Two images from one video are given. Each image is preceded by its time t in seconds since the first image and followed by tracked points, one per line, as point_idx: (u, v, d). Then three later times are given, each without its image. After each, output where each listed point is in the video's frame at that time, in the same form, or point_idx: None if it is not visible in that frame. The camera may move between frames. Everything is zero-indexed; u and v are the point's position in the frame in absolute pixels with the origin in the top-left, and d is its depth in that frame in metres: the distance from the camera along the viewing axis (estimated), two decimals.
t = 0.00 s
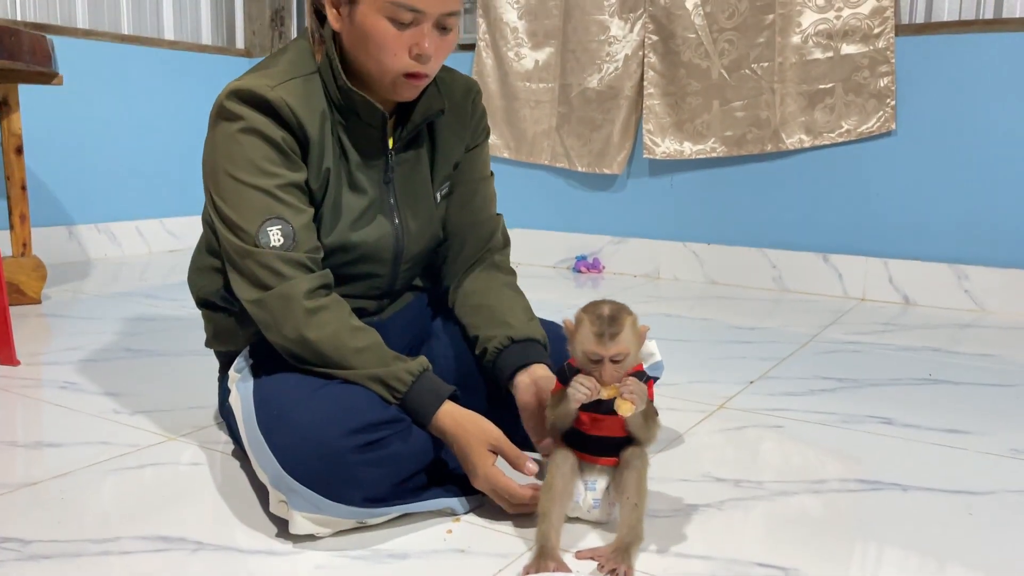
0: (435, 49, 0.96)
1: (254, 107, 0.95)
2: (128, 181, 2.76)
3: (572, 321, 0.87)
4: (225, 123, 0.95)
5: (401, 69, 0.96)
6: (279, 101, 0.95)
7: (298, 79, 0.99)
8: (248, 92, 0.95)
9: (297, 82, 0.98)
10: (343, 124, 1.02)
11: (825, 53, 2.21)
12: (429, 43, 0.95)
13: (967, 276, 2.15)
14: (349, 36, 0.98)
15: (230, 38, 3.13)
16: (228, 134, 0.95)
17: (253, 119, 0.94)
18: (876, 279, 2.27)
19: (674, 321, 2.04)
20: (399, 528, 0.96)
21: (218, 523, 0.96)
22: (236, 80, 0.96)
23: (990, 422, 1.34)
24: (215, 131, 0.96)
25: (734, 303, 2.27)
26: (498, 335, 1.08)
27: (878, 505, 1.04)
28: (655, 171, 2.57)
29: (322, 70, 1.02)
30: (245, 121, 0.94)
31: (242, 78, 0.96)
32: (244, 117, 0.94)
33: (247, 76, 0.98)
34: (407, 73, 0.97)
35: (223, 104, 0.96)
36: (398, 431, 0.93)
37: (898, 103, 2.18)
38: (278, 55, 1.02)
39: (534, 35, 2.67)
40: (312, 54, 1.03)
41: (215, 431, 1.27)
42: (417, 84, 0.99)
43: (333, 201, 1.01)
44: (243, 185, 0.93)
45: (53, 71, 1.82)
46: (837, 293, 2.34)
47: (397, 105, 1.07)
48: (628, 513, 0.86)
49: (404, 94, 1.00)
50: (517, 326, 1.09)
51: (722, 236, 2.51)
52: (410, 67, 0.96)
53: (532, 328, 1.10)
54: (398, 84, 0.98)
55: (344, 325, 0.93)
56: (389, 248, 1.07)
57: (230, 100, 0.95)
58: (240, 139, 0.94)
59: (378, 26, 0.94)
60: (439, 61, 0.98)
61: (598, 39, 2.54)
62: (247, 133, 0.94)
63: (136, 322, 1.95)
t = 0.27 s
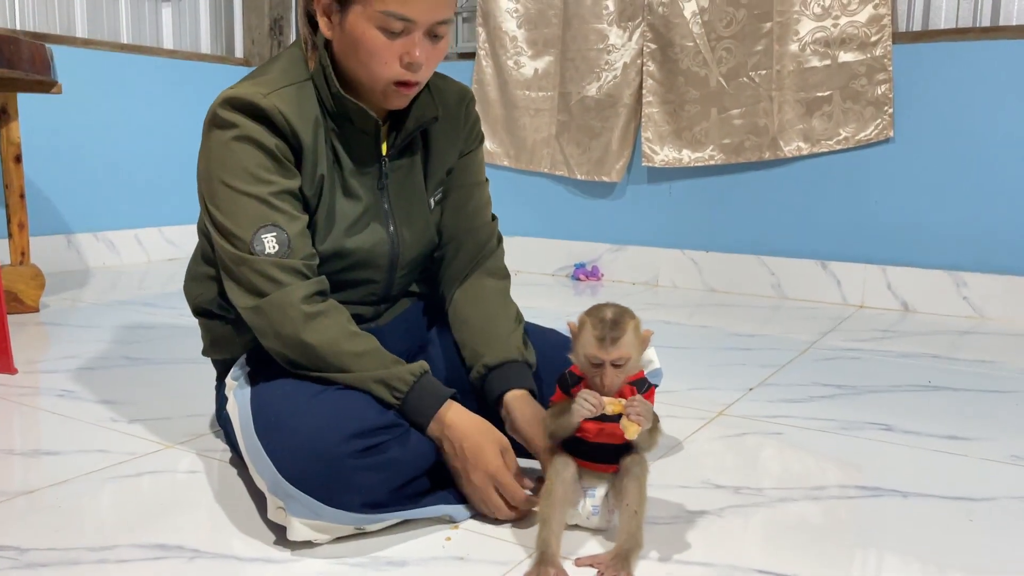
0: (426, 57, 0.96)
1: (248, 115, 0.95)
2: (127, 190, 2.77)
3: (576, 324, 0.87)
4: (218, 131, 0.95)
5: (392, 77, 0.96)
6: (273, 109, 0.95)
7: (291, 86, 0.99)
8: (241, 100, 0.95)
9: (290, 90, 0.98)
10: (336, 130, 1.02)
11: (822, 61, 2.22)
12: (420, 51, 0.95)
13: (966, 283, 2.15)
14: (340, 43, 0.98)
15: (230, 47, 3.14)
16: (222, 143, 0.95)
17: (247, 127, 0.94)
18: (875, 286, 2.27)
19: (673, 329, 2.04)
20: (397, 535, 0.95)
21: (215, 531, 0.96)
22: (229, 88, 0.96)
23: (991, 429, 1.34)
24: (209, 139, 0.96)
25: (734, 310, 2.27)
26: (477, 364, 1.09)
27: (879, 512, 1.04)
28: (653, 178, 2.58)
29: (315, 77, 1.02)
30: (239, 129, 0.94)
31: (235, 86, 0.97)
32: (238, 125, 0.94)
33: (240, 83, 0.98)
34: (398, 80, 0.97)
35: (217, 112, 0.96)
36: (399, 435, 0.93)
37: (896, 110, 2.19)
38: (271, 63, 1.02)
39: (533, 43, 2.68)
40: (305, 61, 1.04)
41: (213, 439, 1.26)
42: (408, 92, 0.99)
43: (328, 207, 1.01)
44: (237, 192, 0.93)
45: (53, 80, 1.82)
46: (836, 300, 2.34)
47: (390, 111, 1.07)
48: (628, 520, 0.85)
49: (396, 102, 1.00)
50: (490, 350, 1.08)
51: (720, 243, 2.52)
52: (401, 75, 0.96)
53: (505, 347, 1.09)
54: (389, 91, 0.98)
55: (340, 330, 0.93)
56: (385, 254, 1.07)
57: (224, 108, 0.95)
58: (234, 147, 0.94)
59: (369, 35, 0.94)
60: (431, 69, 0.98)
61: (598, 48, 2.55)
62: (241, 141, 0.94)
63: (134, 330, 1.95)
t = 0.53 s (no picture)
0: (418, 63, 0.96)
1: (242, 122, 0.95)
2: (125, 198, 2.77)
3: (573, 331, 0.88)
4: (213, 138, 0.95)
5: (384, 83, 0.96)
6: (266, 115, 0.95)
7: (285, 93, 0.99)
8: (235, 108, 0.95)
9: (284, 96, 0.98)
10: (331, 136, 1.02)
11: (819, 68, 2.23)
12: (412, 57, 0.95)
13: (964, 289, 2.15)
14: (333, 50, 0.98)
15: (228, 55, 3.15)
16: (216, 150, 0.95)
17: (240, 134, 0.94)
18: (873, 292, 2.28)
19: (672, 335, 2.04)
20: (396, 543, 0.95)
21: (213, 539, 0.96)
22: (223, 95, 0.97)
23: (990, 434, 1.33)
24: (204, 147, 0.96)
25: (732, 317, 2.28)
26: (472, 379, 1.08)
27: (879, 518, 1.04)
28: (652, 185, 2.58)
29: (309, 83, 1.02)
30: (233, 136, 0.94)
31: (229, 93, 0.97)
32: (232, 132, 0.94)
33: (235, 91, 0.99)
34: (391, 86, 0.97)
35: (211, 119, 0.96)
36: (396, 441, 0.94)
37: (893, 116, 2.19)
38: (266, 70, 1.02)
39: (531, 51, 2.68)
40: (299, 68, 1.04)
41: (211, 446, 1.26)
42: (401, 98, 0.99)
43: (323, 213, 1.01)
44: (232, 199, 0.93)
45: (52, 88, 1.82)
46: (835, 306, 2.34)
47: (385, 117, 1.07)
48: (627, 527, 0.85)
49: (389, 108, 1.00)
50: (480, 367, 1.07)
51: (718, 250, 2.52)
52: (393, 81, 0.96)
53: (494, 362, 1.06)
54: (382, 97, 0.98)
55: (335, 336, 0.93)
56: (380, 260, 1.07)
57: (218, 116, 0.95)
58: (228, 154, 0.94)
59: (361, 42, 0.94)
60: (424, 76, 0.98)
61: (596, 55, 2.56)
62: (235, 148, 0.94)
63: (132, 338, 1.94)
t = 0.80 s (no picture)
0: (411, 68, 0.96)
1: (240, 128, 0.95)
2: (123, 205, 2.77)
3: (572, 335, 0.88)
4: (210, 145, 0.95)
5: (377, 88, 0.96)
6: (264, 120, 0.95)
7: (281, 98, 0.99)
8: (233, 113, 0.95)
9: (281, 102, 0.98)
10: (327, 142, 1.02)
11: (817, 73, 2.23)
12: (404, 62, 0.95)
13: (962, 293, 2.15)
14: (326, 57, 0.98)
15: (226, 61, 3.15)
16: (213, 156, 0.95)
17: (238, 140, 0.94)
18: (872, 297, 2.28)
19: (670, 340, 2.04)
20: (395, 548, 0.95)
21: (211, 545, 0.95)
22: (220, 101, 0.97)
23: (989, 438, 1.33)
24: (201, 153, 0.96)
25: (731, 321, 2.28)
26: (479, 381, 1.07)
27: (879, 522, 1.03)
28: (650, 190, 2.58)
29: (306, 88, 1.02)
30: (230, 142, 0.94)
31: (225, 99, 0.97)
32: (230, 139, 0.94)
33: (231, 97, 0.99)
34: (383, 92, 0.97)
35: (208, 126, 0.96)
36: (393, 449, 0.93)
37: (890, 121, 2.20)
38: (262, 76, 1.02)
39: (529, 57, 2.69)
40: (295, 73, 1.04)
41: (209, 453, 1.25)
42: (394, 103, 0.98)
43: (321, 218, 1.01)
44: (230, 205, 0.93)
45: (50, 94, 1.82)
46: (833, 311, 2.34)
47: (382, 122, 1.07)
48: (627, 531, 0.85)
49: (383, 113, 1.00)
50: (490, 368, 1.06)
51: (716, 255, 2.52)
52: (385, 86, 0.96)
53: (505, 364, 1.06)
54: (375, 102, 0.98)
55: (333, 341, 0.93)
56: (379, 264, 1.07)
57: (215, 122, 0.95)
58: (226, 160, 0.94)
59: (352, 48, 0.94)
60: (416, 81, 0.98)
61: (594, 61, 2.56)
62: (233, 154, 0.94)
63: (130, 345, 1.94)
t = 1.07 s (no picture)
0: (403, 71, 0.96)
1: (238, 132, 0.95)
2: (122, 209, 2.77)
3: (573, 335, 0.87)
4: (209, 150, 0.95)
5: (371, 93, 0.96)
6: (263, 124, 0.95)
7: (279, 102, 0.99)
8: (231, 118, 0.95)
9: (279, 106, 0.99)
10: (324, 146, 1.03)
11: (815, 75, 2.24)
12: (396, 66, 0.95)
13: (961, 295, 2.15)
14: (320, 63, 0.98)
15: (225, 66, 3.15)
16: (212, 161, 0.95)
17: (237, 144, 0.94)
18: (871, 299, 2.28)
19: (669, 343, 2.04)
20: (395, 552, 0.95)
21: (210, 550, 0.95)
22: (218, 107, 0.97)
23: (989, 440, 1.33)
24: (200, 159, 0.96)
25: (730, 324, 2.28)
26: (486, 382, 1.07)
27: (879, 525, 1.03)
28: (648, 193, 2.58)
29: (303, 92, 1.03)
30: (229, 147, 0.94)
31: (223, 105, 0.97)
32: (228, 143, 0.94)
33: (229, 102, 0.99)
34: (377, 96, 0.97)
35: (206, 131, 0.96)
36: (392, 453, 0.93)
37: (888, 123, 2.20)
38: (259, 82, 1.03)
39: (527, 60, 2.69)
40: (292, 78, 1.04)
41: (209, 457, 1.25)
42: (388, 107, 0.99)
43: (320, 222, 1.01)
44: (229, 210, 0.93)
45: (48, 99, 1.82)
46: (832, 313, 2.34)
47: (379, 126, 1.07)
48: (626, 536, 0.85)
49: (378, 117, 1.00)
50: (501, 371, 1.05)
51: (716, 258, 2.52)
52: (379, 90, 0.96)
53: (518, 369, 1.05)
54: (370, 106, 0.98)
55: (332, 344, 0.92)
56: (379, 267, 1.07)
57: (213, 127, 0.96)
58: (225, 164, 0.94)
59: (344, 53, 0.95)
60: (410, 84, 0.97)
61: (593, 65, 2.57)
62: (231, 158, 0.94)
63: (129, 349, 1.94)
